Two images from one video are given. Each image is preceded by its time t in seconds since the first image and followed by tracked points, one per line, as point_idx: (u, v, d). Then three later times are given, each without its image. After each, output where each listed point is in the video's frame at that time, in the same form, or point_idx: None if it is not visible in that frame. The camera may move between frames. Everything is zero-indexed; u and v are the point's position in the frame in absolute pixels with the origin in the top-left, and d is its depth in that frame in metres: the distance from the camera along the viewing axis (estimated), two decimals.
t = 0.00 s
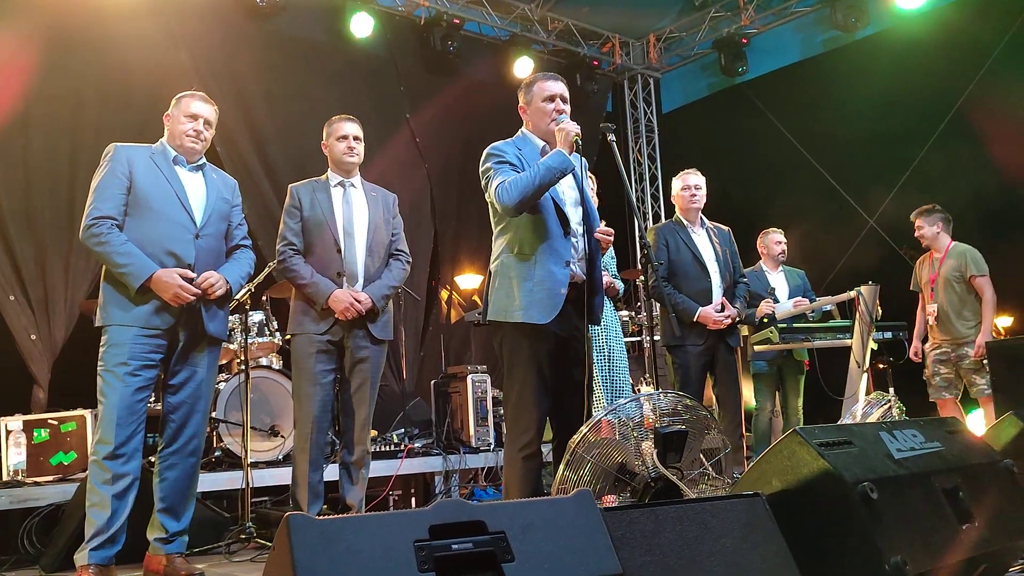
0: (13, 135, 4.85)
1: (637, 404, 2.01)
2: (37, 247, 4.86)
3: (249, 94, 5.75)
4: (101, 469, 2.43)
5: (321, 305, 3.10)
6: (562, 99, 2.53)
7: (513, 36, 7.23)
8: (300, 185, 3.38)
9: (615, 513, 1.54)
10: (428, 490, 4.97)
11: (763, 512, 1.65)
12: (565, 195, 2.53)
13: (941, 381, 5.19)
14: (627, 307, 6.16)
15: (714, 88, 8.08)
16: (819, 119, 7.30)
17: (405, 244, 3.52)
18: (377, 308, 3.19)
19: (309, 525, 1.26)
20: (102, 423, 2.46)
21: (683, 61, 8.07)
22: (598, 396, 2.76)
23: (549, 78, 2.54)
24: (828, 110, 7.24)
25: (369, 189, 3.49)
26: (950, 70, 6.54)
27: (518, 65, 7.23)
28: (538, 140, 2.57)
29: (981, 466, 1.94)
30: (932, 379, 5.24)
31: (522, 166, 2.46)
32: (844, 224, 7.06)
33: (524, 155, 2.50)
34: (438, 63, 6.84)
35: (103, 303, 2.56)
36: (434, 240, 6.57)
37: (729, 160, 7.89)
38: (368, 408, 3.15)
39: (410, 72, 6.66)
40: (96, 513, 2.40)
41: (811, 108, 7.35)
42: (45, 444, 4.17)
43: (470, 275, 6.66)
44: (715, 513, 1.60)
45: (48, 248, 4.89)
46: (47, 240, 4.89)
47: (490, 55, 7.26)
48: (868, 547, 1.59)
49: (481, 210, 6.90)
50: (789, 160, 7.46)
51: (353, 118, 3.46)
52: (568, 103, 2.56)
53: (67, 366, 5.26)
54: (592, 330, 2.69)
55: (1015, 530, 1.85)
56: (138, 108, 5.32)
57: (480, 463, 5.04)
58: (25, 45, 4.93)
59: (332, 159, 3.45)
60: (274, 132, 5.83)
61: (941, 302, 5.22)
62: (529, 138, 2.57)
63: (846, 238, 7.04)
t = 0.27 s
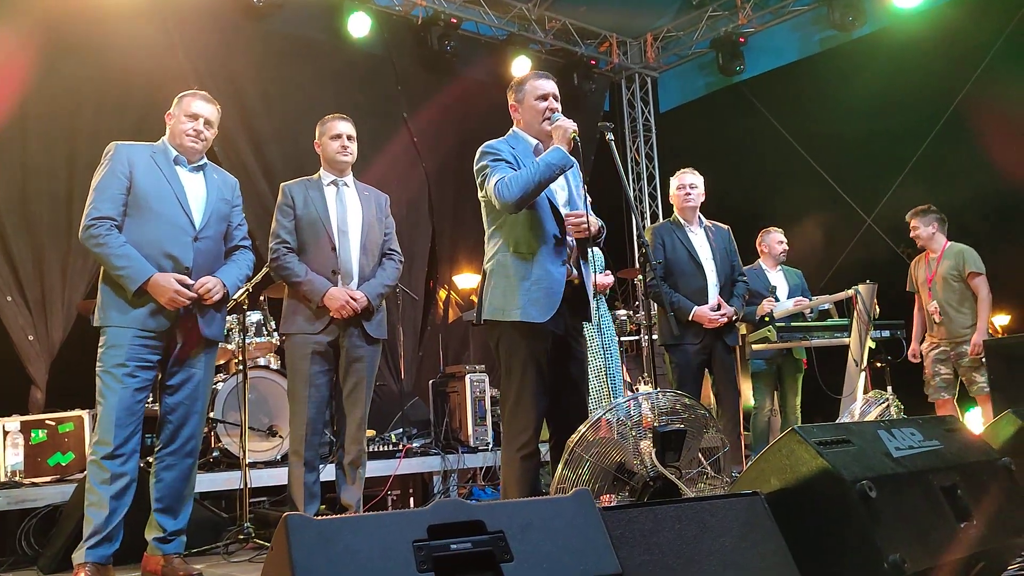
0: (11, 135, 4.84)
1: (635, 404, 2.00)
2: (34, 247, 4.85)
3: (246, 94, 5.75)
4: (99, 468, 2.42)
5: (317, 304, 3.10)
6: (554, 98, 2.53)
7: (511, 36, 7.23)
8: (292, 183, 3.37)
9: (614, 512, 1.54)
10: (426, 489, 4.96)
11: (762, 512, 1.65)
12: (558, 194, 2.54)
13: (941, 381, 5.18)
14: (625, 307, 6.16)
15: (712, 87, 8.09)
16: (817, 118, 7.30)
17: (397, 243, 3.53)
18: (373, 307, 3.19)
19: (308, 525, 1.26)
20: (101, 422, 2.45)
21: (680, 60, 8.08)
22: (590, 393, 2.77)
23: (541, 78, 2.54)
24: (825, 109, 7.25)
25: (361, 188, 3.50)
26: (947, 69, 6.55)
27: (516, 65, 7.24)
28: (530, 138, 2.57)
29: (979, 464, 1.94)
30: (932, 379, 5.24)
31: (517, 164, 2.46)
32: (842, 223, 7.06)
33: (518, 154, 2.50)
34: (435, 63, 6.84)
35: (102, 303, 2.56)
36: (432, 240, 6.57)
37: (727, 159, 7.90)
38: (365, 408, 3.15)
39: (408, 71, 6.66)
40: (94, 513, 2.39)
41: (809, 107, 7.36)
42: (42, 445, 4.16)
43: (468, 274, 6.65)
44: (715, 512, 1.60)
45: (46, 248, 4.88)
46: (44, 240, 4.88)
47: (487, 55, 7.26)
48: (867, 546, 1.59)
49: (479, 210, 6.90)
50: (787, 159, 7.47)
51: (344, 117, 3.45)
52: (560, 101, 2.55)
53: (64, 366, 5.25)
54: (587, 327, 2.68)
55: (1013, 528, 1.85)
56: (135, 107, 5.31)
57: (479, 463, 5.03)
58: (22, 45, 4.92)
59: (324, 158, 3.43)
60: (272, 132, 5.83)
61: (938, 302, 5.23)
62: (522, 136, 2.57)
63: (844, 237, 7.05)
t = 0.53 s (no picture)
0: (11, 134, 4.84)
1: (635, 403, 2.00)
2: (34, 246, 4.85)
3: (246, 93, 5.75)
4: (99, 468, 2.42)
5: (315, 303, 3.10)
6: (545, 95, 2.52)
7: (510, 35, 7.23)
8: (284, 182, 3.36)
9: (615, 511, 1.54)
10: (426, 489, 4.96)
11: (763, 511, 1.65)
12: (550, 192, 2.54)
13: (938, 380, 5.18)
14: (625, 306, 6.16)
15: (712, 86, 8.07)
16: (816, 117, 7.30)
17: (391, 241, 3.53)
18: (370, 305, 3.19)
19: (309, 524, 1.26)
20: (102, 421, 2.45)
21: (680, 59, 8.07)
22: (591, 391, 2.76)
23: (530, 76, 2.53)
24: (825, 109, 7.25)
25: (353, 186, 3.49)
26: (947, 68, 6.55)
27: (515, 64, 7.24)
28: (521, 135, 2.56)
29: (980, 462, 1.94)
30: (930, 379, 5.23)
31: (509, 163, 2.45)
32: (842, 222, 7.06)
33: (510, 152, 2.50)
34: (435, 62, 6.84)
35: (103, 304, 2.56)
36: (432, 239, 6.56)
37: (727, 158, 7.89)
38: (364, 407, 3.15)
39: (407, 71, 6.65)
40: (93, 513, 2.39)
41: (809, 106, 7.36)
42: (42, 445, 4.16)
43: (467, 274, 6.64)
44: (716, 511, 1.60)
45: (45, 248, 4.88)
46: (44, 240, 4.88)
47: (487, 54, 7.26)
48: (868, 545, 1.59)
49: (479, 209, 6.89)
50: (787, 158, 7.47)
51: (335, 114, 3.44)
52: (552, 98, 2.54)
53: (64, 366, 5.25)
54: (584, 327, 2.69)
55: (1015, 526, 1.85)
56: (135, 107, 5.31)
57: (479, 462, 5.03)
58: (21, 45, 4.92)
59: (316, 156, 3.43)
60: (272, 131, 5.83)
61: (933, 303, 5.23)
62: (513, 134, 2.56)
63: (844, 236, 7.05)
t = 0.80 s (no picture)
0: (12, 134, 4.85)
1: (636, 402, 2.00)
2: (35, 246, 4.85)
3: (247, 93, 5.75)
4: (102, 467, 2.42)
5: (315, 303, 3.10)
6: (542, 92, 2.52)
7: (511, 34, 7.22)
8: (282, 181, 3.36)
9: (618, 511, 1.54)
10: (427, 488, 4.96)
11: (766, 510, 1.65)
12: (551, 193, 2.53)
13: (936, 381, 5.18)
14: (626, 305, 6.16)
15: (713, 85, 8.04)
16: (817, 116, 7.30)
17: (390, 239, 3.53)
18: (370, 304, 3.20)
19: (312, 523, 1.26)
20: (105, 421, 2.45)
21: (681, 57, 8.07)
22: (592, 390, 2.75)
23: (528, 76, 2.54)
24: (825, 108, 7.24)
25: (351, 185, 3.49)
26: (948, 67, 6.54)
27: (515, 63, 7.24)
28: (522, 136, 2.56)
29: (982, 461, 1.94)
30: (928, 379, 5.23)
31: (510, 164, 2.45)
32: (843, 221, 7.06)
33: (511, 153, 2.50)
34: (435, 61, 6.83)
35: (106, 304, 2.56)
36: (432, 238, 6.56)
37: (728, 157, 7.89)
38: (364, 407, 3.15)
39: (408, 70, 6.65)
40: (96, 513, 2.39)
41: (809, 105, 7.35)
42: (44, 444, 4.16)
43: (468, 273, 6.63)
44: (718, 510, 1.60)
45: (46, 247, 4.88)
46: (45, 239, 4.88)
47: (488, 53, 7.25)
48: (870, 544, 1.59)
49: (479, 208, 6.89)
50: (787, 157, 7.47)
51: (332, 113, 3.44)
52: (549, 94, 2.55)
53: (65, 365, 5.25)
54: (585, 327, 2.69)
55: (1016, 525, 1.85)
56: (136, 106, 5.31)
57: (480, 461, 5.03)
58: (22, 45, 4.91)
59: (315, 154, 3.42)
60: (272, 131, 5.83)
61: (932, 303, 5.23)
62: (513, 135, 2.56)
63: (844, 236, 7.05)
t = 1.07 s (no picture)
0: (14, 133, 4.85)
1: (640, 401, 2.00)
2: (38, 244, 4.86)
3: (249, 92, 5.76)
4: (106, 465, 2.43)
5: (319, 302, 3.10)
6: (547, 93, 2.52)
7: (513, 33, 7.22)
8: (287, 180, 3.37)
9: (621, 509, 1.55)
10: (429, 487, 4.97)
11: (770, 509, 1.65)
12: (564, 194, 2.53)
13: (938, 381, 5.17)
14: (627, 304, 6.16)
15: (715, 84, 8.04)
16: (819, 116, 7.30)
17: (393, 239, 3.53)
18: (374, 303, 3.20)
19: (317, 521, 1.26)
20: (109, 419, 2.46)
21: (683, 57, 8.06)
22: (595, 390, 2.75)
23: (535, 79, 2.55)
24: (828, 107, 7.24)
25: (355, 184, 3.49)
26: (950, 67, 6.54)
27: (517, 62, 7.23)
28: (533, 138, 2.57)
29: (985, 461, 1.95)
30: (929, 379, 5.23)
31: (521, 165, 2.46)
32: (845, 220, 7.06)
33: (521, 154, 2.50)
34: (437, 60, 6.83)
35: (111, 302, 2.57)
36: (434, 237, 6.57)
37: (730, 157, 7.89)
38: (367, 406, 3.15)
39: (410, 69, 6.65)
40: (100, 511, 2.40)
41: (811, 104, 7.35)
42: (46, 442, 4.17)
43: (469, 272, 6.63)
44: (722, 509, 1.61)
45: (49, 246, 4.88)
46: (48, 238, 4.89)
47: (490, 51, 7.24)
48: (873, 543, 1.60)
49: (481, 207, 6.89)
50: (789, 156, 7.47)
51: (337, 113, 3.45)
52: (554, 95, 2.54)
53: (67, 364, 5.26)
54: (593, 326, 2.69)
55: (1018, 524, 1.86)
56: (139, 105, 5.32)
57: (482, 460, 5.04)
58: (25, 44, 4.92)
59: (319, 154, 3.43)
60: (275, 130, 5.83)
61: (935, 302, 5.22)
62: (524, 137, 2.57)
63: (846, 235, 7.05)
